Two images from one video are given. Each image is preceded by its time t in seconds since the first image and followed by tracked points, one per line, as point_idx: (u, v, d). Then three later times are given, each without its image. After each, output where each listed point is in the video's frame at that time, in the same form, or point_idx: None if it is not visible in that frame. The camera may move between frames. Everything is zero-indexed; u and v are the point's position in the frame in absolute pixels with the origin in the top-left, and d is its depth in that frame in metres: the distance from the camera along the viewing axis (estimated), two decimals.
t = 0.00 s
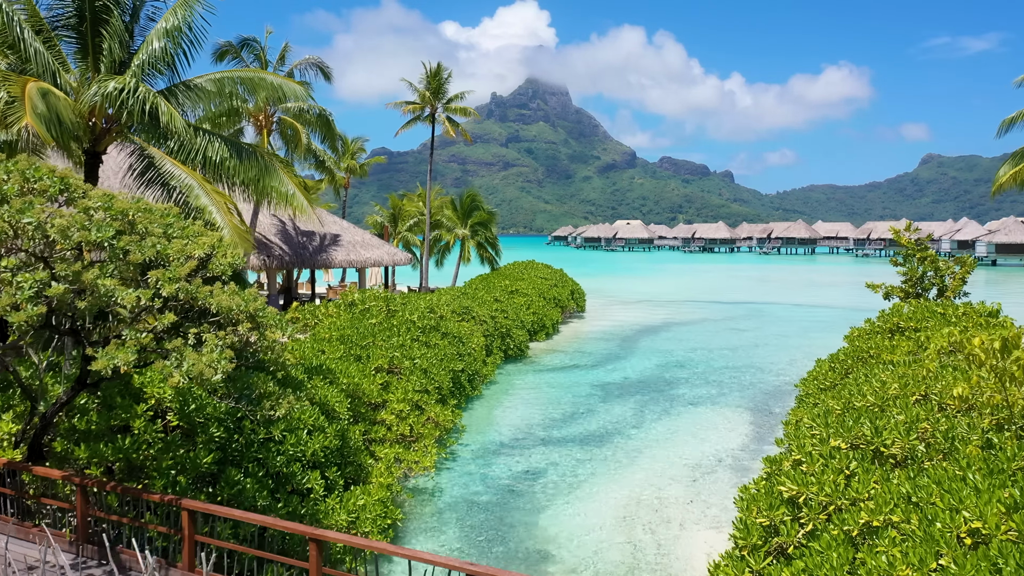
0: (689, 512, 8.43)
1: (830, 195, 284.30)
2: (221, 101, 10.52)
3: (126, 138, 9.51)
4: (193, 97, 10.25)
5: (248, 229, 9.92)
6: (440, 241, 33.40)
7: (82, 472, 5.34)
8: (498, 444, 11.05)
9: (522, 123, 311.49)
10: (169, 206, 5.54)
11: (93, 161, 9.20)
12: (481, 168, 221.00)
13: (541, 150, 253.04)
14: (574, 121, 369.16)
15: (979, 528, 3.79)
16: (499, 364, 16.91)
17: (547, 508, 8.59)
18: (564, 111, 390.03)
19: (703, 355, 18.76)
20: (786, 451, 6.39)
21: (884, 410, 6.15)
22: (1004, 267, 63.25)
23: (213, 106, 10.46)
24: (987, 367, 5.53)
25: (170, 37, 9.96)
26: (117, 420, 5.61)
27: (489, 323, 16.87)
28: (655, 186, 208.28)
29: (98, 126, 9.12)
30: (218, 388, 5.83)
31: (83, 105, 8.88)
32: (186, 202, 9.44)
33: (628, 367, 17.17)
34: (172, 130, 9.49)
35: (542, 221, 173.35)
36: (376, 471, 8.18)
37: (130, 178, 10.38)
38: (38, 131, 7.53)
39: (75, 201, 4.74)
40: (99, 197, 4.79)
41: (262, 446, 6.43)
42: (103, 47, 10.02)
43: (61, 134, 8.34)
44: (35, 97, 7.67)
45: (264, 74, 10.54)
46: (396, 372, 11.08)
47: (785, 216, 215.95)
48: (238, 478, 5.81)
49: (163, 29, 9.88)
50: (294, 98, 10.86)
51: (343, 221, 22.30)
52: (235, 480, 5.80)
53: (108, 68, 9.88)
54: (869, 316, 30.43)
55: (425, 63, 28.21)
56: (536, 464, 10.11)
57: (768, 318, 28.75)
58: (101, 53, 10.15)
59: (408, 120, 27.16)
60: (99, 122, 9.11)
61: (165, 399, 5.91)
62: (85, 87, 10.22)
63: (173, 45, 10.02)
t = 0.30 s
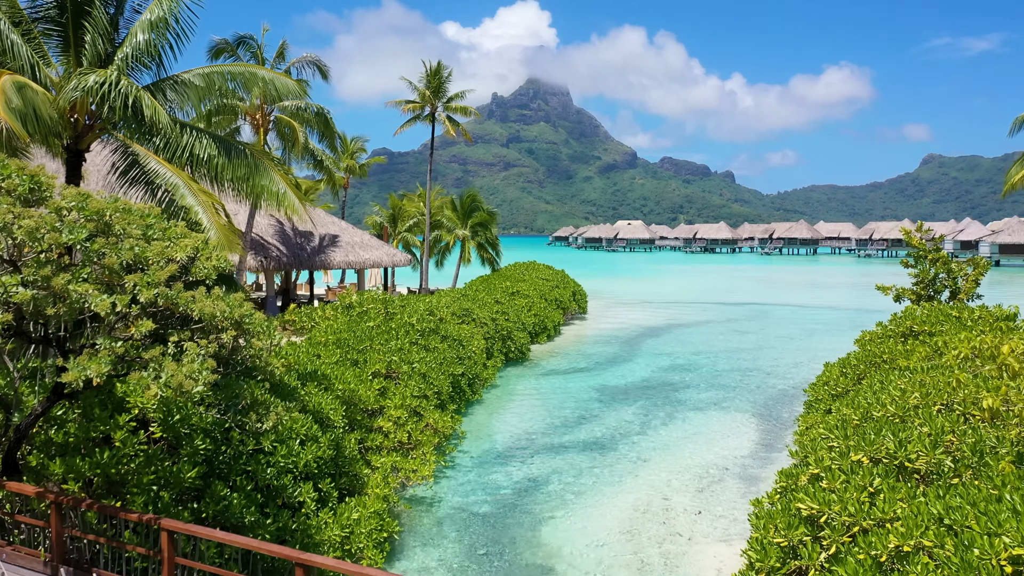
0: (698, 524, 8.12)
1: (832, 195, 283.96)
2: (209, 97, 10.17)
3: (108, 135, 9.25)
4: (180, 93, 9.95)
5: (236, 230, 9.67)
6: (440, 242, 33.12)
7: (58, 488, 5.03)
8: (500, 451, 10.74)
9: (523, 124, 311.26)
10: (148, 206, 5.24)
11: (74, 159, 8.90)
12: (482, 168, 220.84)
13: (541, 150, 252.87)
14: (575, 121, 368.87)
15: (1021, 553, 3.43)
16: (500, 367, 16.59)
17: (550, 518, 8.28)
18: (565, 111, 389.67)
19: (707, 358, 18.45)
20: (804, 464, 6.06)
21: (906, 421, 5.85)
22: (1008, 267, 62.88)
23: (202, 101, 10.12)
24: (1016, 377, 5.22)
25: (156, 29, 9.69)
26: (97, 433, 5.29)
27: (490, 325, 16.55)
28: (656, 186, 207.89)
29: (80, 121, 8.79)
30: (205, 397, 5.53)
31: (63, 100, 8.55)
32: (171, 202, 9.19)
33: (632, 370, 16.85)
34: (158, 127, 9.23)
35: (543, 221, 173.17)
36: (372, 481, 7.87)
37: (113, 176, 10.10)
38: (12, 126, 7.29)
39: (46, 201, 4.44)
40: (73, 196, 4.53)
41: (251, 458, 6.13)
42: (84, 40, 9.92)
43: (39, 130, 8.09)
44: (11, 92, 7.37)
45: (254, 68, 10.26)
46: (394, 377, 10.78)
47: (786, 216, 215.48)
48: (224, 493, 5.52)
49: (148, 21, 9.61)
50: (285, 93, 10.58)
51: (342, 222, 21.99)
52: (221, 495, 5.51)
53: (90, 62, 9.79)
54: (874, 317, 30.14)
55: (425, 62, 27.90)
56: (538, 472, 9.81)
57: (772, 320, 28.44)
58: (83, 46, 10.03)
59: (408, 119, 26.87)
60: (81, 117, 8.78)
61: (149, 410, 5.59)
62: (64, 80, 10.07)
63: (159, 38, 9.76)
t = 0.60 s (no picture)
0: (705, 535, 7.84)
1: (833, 195, 283.57)
2: (198, 91, 9.94)
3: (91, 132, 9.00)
4: (167, 89, 9.68)
5: (224, 229, 9.43)
6: (440, 242, 32.85)
7: (32, 505, 4.75)
8: (500, 458, 10.47)
9: (523, 124, 311.15)
10: (127, 204, 4.96)
11: (56, 156, 8.72)
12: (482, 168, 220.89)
13: (542, 151, 253.34)
14: (575, 121, 368.57)
15: None
16: (500, 370, 16.28)
17: (551, 530, 8.00)
18: (565, 111, 389.49)
19: (711, 361, 18.15)
20: (820, 478, 5.75)
21: (928, 432, 5.56)
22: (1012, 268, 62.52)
23: (191, 95, 9.89)
24: None
25: (140, 21, 9.42)
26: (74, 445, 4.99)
27: (490, 328, 16.25)
28: (657, 187, 207.59)
29: (63, 118, 8.65)
30: (190, 406, 5.25)
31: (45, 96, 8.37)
32: (155, 200, 8.93)
33: (635, 373, 16.56)
34: (142, 123, 8.97)
35: (544, 222, 173.05)
36: (368, 491, 7.57)
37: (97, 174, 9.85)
38: None
39: (15, 201, 4.17)
40: (44, 195, 4.27)
41: (240, 469, 5.85)
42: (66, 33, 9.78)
43: (15, 125, 7.83)
44: None
45: (242, 61, 10.00)
46: (391, 382, 10.51)
47: (787, 216, 215.12)
48: (208, 509, 5.21)
49: (132, 13, 9.36)
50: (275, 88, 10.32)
51: (340, 222, 21.73)
52: (205, 510, 5.21)
53: (72, 54, 9.65)
54: (879, 319, 29.85)
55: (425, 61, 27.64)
56: (539, 480, 9.51)
57: (775, 321, 28.16)
58: (65, 38, 9.86)
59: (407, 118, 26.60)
60: (63, 114, 8.63)
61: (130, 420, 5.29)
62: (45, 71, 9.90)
63: (145, 31, 9.53)
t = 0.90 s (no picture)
0: (712, 547, 7.55)
1: (834, 195, 283.30)
2: (185, 85, 9.65)
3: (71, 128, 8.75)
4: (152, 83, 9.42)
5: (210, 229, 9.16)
6: (440, 243, 32.59)
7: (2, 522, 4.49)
8: (500, 464, 10.20)
9: (524, 124, 311.22)
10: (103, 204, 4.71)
11: (36, 154, 8.46)
12: (483, 169, 220.82)
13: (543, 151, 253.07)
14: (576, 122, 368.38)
15: None
16: (500, 373, 16.02)
17: (552, 541, 7.73)
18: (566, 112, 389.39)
19: (715, 363, 17.89)
20: (835, 490, 5.47)
21: (949, 444, 5.27)
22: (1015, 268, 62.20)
23: (177, 89, 9.61)
24: None
25: (124, 13, 9.13)
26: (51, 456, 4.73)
27: (490, 330, 15.98)
28: (658, 187, 207.19)
29: (44, 115, 8.41)
30: (174, 416, 5.01)
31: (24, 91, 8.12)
32: (138, 199, 8.63)
33: (638, 376, 16.31)
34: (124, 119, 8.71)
35: (544, 222, 172.98)
36: (364, 501, 7.31)
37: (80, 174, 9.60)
38: None
39: None
40: (11, 193, 4.01)
41: (227, 481, 5.60)
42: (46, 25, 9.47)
43: None
44: None
45: (231, 55, 9.74)
46: (388, 387, 10.24)
47: (789, 216, 214.72)
48: (191, 525, 4.93)
49: (116, 4, 9.05)
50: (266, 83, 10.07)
51: (338, 222, 21.48)
52: (189, 526, 4.94)
53: (52, 47, 9.35)
54: (883, 320, 29.53)
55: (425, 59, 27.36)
56: (541, 488, 9.24)
57: (779, 323, 27.89)
58: (46, 31, 9.56)
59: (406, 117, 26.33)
60: (45, 110, 8.39)
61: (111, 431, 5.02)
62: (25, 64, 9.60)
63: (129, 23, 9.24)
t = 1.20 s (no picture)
0: (718, 558, 7.29)
1: (835, 195, 282.92)
2: (172, 80, 9.42)
3: (53, 124, 8.54)
4: (137, 78, 9.15)
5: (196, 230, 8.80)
6: (439, 244, 32.31)
7: None
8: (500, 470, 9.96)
9: (524, 124, 311.14)
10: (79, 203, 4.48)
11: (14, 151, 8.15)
12: (484, 169, 220.62)
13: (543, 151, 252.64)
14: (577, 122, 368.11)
15: None
16: (500, 375, 15.78)
17: (553, 551, 7.47)
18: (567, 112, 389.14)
19: (719, 366, 17.63)
20: (849, 504, 5.23)
21: (973, 456, 4.99)
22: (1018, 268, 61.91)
23: (165, 83, 9.38)
24: None
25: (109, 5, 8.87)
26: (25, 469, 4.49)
27: (490, 332, 15.73)
28: (659, 187, 206.91)
29: (23, 110, 8.13)
30: (157, 426, 4.76)
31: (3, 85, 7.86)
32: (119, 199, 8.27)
33: (640, 379, 16.03)
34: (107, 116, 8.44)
35: (545, 223, 172.93)
36: (358, 510, 7.05)
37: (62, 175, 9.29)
38: None
39: None
40: None
41: (213, 493, 5.34)
42: (23, 16, 9.12)
43: None
44: None
45: (220, 49, 9.51)
46: (385, 391, 9.97)
47: (790, 216, 214.46)
48: (172, 541, 4.69)
49: None
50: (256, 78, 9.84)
51: (336, 223, 21.22)
52: (169, 542, 4.70)
53: (30, 40, 9.00)
54: (887, 321, 29.25)
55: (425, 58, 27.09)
56: (541, 496, 8.98)
57: (782, 324, 27.60)
58: (24, 23, 9.22)
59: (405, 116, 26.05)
60: (24, 106, 8.13)
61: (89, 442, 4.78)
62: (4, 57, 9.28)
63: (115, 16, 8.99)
